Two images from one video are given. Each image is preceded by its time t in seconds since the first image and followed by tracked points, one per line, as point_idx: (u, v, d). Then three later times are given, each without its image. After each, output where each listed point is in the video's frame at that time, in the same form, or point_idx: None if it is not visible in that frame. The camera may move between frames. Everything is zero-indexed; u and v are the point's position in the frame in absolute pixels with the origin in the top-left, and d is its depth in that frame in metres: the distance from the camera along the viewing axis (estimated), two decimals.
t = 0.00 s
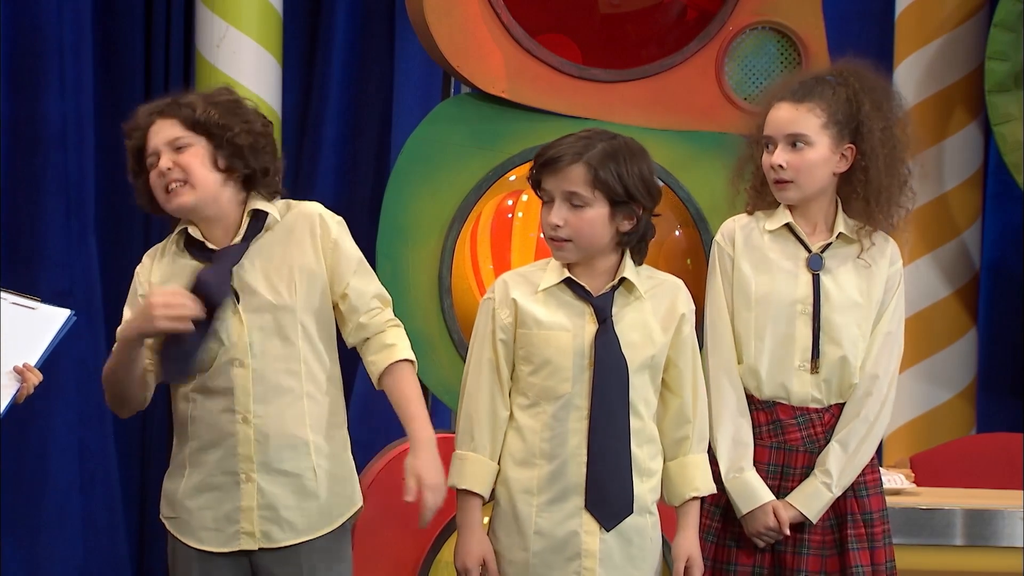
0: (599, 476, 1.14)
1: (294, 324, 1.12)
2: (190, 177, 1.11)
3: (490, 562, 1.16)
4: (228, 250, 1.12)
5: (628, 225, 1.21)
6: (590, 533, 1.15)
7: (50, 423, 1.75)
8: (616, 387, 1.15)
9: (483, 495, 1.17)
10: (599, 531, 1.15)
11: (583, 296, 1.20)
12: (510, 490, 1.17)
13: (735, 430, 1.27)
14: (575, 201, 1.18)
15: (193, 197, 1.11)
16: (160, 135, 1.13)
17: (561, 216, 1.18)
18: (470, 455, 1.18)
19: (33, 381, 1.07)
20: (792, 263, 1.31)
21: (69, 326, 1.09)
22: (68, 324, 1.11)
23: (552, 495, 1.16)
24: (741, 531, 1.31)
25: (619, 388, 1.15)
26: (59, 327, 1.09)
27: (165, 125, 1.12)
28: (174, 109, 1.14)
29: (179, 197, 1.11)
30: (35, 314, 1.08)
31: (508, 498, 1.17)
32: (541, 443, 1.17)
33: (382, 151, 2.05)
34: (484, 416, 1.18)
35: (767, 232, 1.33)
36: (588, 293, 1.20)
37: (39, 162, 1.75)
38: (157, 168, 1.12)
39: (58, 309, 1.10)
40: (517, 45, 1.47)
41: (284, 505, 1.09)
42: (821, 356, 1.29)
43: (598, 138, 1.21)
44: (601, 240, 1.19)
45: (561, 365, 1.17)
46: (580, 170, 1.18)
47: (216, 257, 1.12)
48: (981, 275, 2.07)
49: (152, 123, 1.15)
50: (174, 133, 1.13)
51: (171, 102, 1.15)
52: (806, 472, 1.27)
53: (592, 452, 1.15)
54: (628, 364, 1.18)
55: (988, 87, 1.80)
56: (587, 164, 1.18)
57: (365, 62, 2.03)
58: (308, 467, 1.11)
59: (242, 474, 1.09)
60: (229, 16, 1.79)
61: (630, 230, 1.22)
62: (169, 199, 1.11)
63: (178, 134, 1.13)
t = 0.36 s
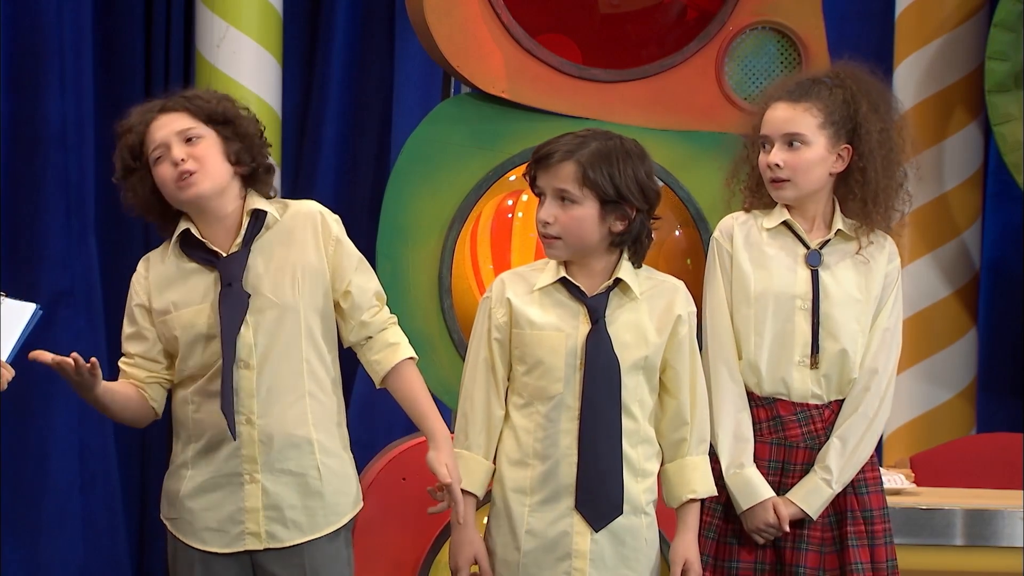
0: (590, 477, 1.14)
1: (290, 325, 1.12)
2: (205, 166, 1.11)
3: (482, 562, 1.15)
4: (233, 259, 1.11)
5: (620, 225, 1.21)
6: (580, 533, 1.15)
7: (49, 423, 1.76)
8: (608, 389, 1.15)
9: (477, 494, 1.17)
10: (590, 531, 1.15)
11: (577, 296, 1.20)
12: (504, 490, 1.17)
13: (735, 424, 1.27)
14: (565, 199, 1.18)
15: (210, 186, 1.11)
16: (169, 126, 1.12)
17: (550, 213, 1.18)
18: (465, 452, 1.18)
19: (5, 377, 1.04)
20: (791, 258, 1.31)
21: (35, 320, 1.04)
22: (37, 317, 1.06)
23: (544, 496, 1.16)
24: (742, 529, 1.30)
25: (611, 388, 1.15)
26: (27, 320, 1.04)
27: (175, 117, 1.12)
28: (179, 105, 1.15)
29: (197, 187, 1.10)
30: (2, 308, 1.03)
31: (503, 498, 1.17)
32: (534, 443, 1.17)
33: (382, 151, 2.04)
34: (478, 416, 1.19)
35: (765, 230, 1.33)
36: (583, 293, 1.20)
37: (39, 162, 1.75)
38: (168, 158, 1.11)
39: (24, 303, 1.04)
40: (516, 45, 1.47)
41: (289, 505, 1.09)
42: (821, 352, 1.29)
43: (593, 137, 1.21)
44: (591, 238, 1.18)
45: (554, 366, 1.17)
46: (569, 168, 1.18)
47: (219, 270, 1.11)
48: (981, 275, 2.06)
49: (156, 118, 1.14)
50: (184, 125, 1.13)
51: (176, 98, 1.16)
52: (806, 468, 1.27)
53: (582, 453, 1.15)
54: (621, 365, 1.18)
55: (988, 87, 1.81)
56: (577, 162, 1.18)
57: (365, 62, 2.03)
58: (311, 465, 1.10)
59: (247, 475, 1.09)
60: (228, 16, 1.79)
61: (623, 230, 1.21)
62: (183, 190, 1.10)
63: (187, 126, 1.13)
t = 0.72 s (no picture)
0: (592, 477, 1.14)
1: (291, 324, 1.12)
2: (195, 177, 1.10)
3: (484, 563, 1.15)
4: (231, 263, 1.10)
5: (617, 222, 1.20)
6: (583, 534, 1.14)
7: (49, 423, 1.75)
8: (610, 389, 1.15)
9: (479, 497, 1.17)
10: (592, 532, 1.14)
11: (577, 295, 1.19)
12: (505, 491, 1.17)
13: (737, 424, 1.26)
14: (561, 196, 1.18)
15: (200, 199, 1.10)
16: (162, 135, 1.11)
17: (547, 211, 1.18)
18: (465, 456, 1.18)
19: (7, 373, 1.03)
20: (794, 259, 1.31)
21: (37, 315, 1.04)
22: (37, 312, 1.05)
23: (545, 496, 1.15)
24: (743, 531, 1.30)
25: (612, 388, 1.15)
26: (27, 316, 1.03)
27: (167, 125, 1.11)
28: (175, 110, 1.13)
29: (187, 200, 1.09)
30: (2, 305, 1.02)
31: (503, 499, 1.17)
32: (535, 443, 1.17)
33: (382, 150, 2.04)
34: (478, 416, 1.18)
35: (768, 235, 1.33)
36: (582, 292, 1.19)
37: (39, 162, 1.75)
38: (160, 168, 1.10)
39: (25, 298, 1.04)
40: (517, 44, 1.47)
41: (287, 507, 1.09)
42: (823, 355, 1.28)
43: (589, 135, 1.20)
44: (588, 237, 1.18)
45: (555, 366, 1.17)
46: (565, 165, 1.18)
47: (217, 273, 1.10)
48: (982, 276, 2.06)
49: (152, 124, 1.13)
50: (177, 133, 1.11)
51: (172, 103, 1.14)
52: (809, 471, 1.27)
53: (584, 454, 1.14)
54: (622, 365, 1.18)
55: (988, 87, 1.81)
56: (573, 160, 1.17)
57: (365, 62, 2.03)
58: (310, 467, 1.10)
59: (245, 477, 1.09)
60: (228, 16, 1.79)
61: (620, 228, 1.21)
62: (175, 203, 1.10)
63: (180, 134, 1.12)
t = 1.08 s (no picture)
0: (592, 477, 1.14)
1: (290, 325, 1.12)
2: (196, 180, 1.10)
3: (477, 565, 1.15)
4: (230, 264, 1.10)
5: (615, 222, 1.20)
6: (583, 534, 1.14)
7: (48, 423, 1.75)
8: (610, 389, 1.15)
9: (479, 497, 1.17)
10: (592, 532, 1.14)
11: (576, 296, 1.19)
12: (505, 491, 1.17)
13: (738, 426, 1.26)
14: (560, 196, 1.18)
15: (198, 202, 1.10)
16: (166, 134, 1.11)
17: (545, 211, 1.18)
18: (466, 456, 1.17)
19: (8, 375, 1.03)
20: (791, 262, 1.32)
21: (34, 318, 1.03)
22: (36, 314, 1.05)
23: (545, 496, 1.15)
24: (743, 534, 1.30)
25: (612, 388, 1.15)
26: (27, 318, 1.03)
27: (172, 124, 1.10)
28: (181, 109, 1.13)
29: (185, 202, 1.10)
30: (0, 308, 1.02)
31: (503, 500, 1.17)
32: (535, 443, 1.16)
33: (382, 151, 2.04)
34: (478, 416, 1.18)
35: (765, 237, 1.33)
36: (582, 293, 1.19)
37: (38, 163, 1.75)
38: (161, 168, 1.10)
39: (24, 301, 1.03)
40: (517, 44, 1.47)
41: (288, 508, 1.09)
42: (823, 356, 1.28)
43: (587, 136, 1.20)
44: (586, 237, 1.18)
45: (555, 366, 1.17)
46: (564, 165, 1.18)
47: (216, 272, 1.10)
48: (982, 276, 2.06)
49: (158, 121, 1.13)
50: (181, 134, 1.11)
51: (180, 101, 1.13)
52: (808, 473, 1.27)
53: (584, 453, 1.14)
54: (622, 365, 1.18)
55: (988, 87, 1.81)
56: (571, 160, 1.17)
57: (365, 62, 2.03)
58: (311, 468, 1.10)
59: (246, 478, 1.09)
60: (228, 15, 1.79)
61: (618, 228, 1.21)
62: (174, 203, 1.10)
63: (184, 135, 1.11)
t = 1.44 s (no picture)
0: (592, 477, 1.14)
1: (290, 325, 1.12)
2: (201, 172, 1.11)
3: (470, 563, 1.15)
4: (232, 255, 1.11)
5: (615, 224, 1.20)
6: (584, 534, 1.14)
7: (48, 423, 1.75)
8: (610, 389, 1.15)
9: (477, 497, 1.17)
10: (593, 532, 1.14)
11: (576, 296, 1.19)
12: (505, 492, 1.17)
13: (737, 427, 1.26)
14: (560, 197, 1.18)
15: (200, 192, 1.11)
16: (179, 124, 1.12)
17: (545, 211, 1.18)
18: (466, 457, 1.17)
19: (22, 380, 1.03)
20: (791, 265, 1.32)
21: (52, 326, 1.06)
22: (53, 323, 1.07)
23: (546, 497, 1.15)
24: (743, 537, 1.30)
25: (612, 389, 1.15)
26: (45, 325, 1.05)
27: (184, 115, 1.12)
28: (197, 101, 1.14)
29: (187, 192, 1.11)
30: (20, 313, 1.04)
31: (503, 501, 1.17)
32: (536, 444, 1.16)
33: (383, 151, 2.04)
34: (478, 417, 1.18)
35: (765, 239, 1.33)
36: (582, 293, 1.19)
37: (38, 163, 1.75)
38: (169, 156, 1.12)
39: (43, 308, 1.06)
40: (517, 44, 1.47)
41: (287, 507, 1.09)
42: (823, 359, 1.28)
43: (588, 136, 1.20)
44: (586, 237, 1.18)
45: (555, 366, 1.17)
46: (565, 166, 1.18)
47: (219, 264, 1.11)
48: (983, 276, 2.06)
49: (174, 111, 1.14)
50: (193, 125, 1.12)
51: (198, 94, 1.15)
52: (808, 476, 1.27)
53: (585, 453, 1.14)
54: (622, 364, 1.18)
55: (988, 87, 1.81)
56: (572, 160, 1.17)
57: (366, 63, 2.03)
58: (310, 467, 1.10)
59: (245, 476, 1.09)
60: (229, 15, 1.79)
61: (618, 229, 1.21)
62: (177, 192, 1.11)
63: (195, 127, 1.13)
